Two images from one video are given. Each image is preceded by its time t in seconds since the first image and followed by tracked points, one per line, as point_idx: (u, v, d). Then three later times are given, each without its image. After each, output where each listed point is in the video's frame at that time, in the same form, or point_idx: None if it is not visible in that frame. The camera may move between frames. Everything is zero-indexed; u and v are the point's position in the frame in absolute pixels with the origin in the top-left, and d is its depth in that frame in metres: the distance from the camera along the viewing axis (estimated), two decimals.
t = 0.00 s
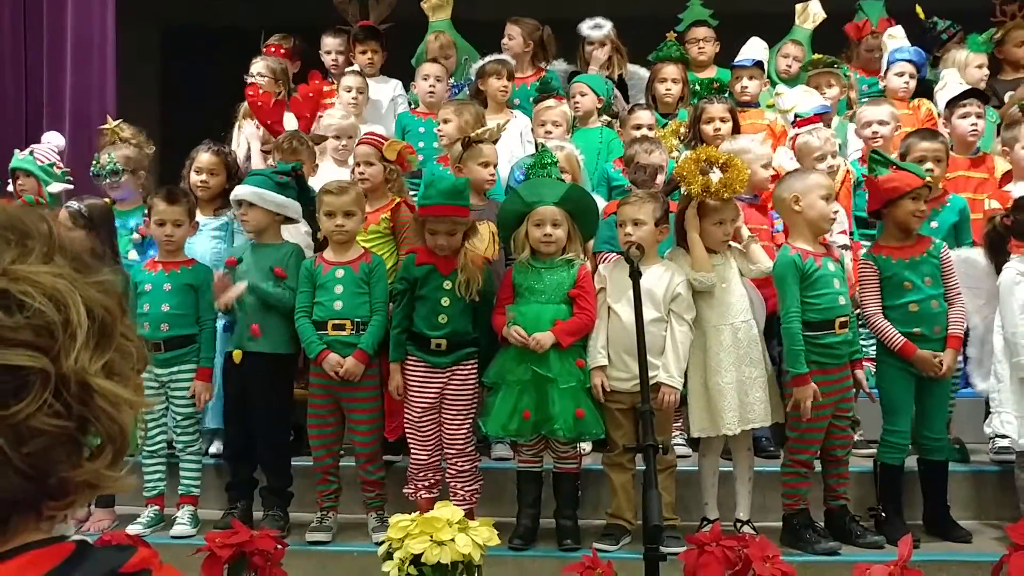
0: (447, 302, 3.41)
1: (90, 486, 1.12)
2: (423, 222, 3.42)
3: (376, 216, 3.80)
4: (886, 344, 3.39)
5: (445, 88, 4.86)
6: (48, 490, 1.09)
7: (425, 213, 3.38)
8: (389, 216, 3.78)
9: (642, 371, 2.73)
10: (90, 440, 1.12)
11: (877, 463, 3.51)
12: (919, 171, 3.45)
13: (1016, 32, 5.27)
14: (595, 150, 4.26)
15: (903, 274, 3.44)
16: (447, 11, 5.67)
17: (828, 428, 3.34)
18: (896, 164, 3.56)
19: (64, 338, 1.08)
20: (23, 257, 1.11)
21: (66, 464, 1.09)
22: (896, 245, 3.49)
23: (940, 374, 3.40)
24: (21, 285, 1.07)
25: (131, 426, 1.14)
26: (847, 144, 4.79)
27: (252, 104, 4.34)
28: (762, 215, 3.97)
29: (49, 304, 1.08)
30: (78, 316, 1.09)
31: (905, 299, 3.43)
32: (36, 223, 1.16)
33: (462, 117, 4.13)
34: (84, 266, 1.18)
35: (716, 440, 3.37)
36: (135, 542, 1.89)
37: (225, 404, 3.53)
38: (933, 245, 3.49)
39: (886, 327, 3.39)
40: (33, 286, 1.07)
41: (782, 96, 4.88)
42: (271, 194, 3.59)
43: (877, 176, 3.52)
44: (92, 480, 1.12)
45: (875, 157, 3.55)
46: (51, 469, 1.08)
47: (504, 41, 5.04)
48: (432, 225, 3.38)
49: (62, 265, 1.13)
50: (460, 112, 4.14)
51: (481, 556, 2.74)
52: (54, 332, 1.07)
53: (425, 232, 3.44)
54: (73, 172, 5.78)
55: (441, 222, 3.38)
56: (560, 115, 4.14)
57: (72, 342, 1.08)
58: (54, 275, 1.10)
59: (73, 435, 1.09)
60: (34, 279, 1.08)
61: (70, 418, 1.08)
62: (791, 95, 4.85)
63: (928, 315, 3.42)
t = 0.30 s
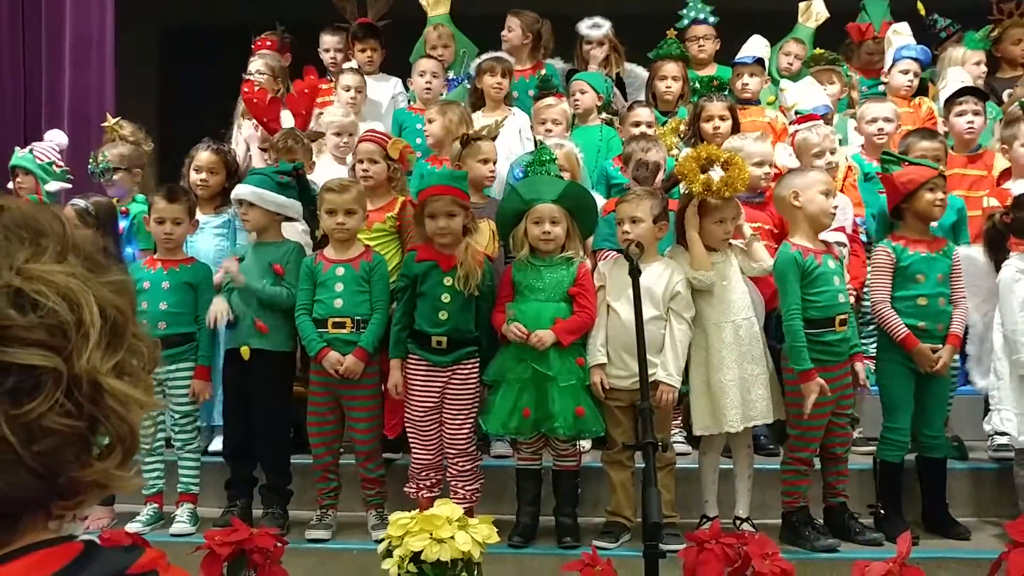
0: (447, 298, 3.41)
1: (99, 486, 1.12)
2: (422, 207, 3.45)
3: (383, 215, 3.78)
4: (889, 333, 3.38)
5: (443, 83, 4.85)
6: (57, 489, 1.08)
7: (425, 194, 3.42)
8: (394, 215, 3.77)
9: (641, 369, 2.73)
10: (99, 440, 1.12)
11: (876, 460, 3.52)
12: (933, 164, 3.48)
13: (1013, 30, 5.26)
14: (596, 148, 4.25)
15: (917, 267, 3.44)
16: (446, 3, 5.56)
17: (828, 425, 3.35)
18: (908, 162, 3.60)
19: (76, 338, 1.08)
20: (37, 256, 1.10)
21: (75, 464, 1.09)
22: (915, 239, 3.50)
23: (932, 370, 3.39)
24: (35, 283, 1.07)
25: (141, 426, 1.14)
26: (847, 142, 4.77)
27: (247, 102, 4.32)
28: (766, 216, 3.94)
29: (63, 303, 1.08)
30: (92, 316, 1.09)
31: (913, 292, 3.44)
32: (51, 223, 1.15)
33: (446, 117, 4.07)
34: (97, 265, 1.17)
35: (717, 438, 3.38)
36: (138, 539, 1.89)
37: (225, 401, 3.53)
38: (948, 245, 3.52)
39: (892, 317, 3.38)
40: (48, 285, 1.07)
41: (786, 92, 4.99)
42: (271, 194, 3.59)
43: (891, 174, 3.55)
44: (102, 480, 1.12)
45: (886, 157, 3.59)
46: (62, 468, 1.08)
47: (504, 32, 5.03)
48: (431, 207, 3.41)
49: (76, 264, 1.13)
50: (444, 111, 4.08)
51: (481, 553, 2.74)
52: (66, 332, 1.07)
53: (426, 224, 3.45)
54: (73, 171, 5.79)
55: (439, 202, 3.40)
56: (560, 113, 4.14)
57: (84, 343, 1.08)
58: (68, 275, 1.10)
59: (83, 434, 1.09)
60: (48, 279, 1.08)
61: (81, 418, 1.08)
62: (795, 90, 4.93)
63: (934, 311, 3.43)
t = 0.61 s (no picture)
0: (451, 298, 3.40)
1: (106, 488, 1.11)
2: (422, 208, 3.45)
3: (391, 215, 3.76)
4: (902, 325, 3.38)
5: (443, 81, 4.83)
6: (64, 490, 1.09)
7: (426, 194, 3.44)
8: (403, 215, 3.76)
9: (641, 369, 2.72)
10: (106, 441, 1.12)
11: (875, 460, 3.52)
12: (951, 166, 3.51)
13: (1011, 30, 5.26)
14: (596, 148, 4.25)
15: (937, 265, 3.44)
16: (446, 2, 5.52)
17: (830, 426, 3.36)
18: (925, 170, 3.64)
19: (85, 340, 1.07)
20: (46, 258, 1.10)
21: (81, 466, 1.09)
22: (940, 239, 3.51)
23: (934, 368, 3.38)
24: (44, 285, 1.07)
25: (148, 428, 1.14)
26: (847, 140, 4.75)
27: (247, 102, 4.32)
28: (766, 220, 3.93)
29: (72, 306, 1.08)
30: (100, 318, 1.08)
31: (928, 289, 3.45)
32: (60, 225, 1.15)
33: (420, 117, 4.07)
34: (106, 267, 1.17)
35: (717, 437, 3.38)
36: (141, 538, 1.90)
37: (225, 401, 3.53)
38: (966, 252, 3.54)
39: (907, 307, 3.38)
40: (57, 286, 1.08)
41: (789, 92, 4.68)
42: (273, 193, 3.60)
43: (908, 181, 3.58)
44: (108, 481, 1.11)
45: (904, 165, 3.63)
46: (68, 469, 1.08)
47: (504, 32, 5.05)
48: (435, 205, 3.41)
49: (85, 265, 1.13)
50: (419, 111, 4.08)
51: (480, 553, 2.74)
52: (74, 333, 1.07)
53: (427, 224, 3.46)
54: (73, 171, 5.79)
55: (440, 201, 3.41)
56: (559, 113, 4.14)
57: (93, 346, 1.08)
58: (77, 276, 1.10)
59: (91, 436, 1.09)
60: (57, 280, 1.08)
61: (88, 420, 1.08)
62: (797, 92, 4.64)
63: (945, 309, 3.43)
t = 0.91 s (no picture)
0: (449, 295, 3.40)
1: (108, 486, 1.11)
2: (427, 201, 3.45)
3: (398, 214, 3.76)
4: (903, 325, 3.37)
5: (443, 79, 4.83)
6: (65, 489, 1.08)
7: (431, 188, 3.44)
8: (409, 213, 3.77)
9: (642, 369, 2.71)
10: (106, 440, 1.12)
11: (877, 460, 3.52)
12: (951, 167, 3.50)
13: (1013, 29, 5.27)
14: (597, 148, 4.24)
15: (942, 265, 3.44)
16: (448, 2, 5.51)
17: (831, 424, 3.35)
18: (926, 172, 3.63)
19: (86, 338, 1.07)
20: (46, 255, 1.11)
21: (81, 465, 1.09)
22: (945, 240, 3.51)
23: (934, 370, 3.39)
24: (45, 283, 1.07)
25: (147, 425, 1.13)
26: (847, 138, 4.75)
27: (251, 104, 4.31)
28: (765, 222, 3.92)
29: (72, 303, 1.08)
30: (100, 315, 1.09)
31: (931, 289, 3.45)
32: (59, 224, 1.15)
33: (410, 117, 4.06)
34: (106, 265, 1.17)
35: (719, 436, 3.38)
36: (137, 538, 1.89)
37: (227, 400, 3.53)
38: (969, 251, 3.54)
39: (910, 307, 3.37)
40: (57, 284, 1.08)
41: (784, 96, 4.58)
42: (277, 191, 3.61)
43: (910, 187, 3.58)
44: (110, 479, 1.11)
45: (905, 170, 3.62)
46: (69, 468, 1.08)
47: (503, 32, 5.07)
48: (438, 200, 3.41)
49: (85, 263, 1.13)
50: (407, 111, 4.06)
51: (482, 553, 2.74)
52: (75, 330, 1.07)
53: (430, 219, 3.45)
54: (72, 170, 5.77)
55: (446, 195, 3.41)
56: (560, 113, 4.13)
57: (93, 343, 1.08)
58: (77, 274, 1.10)
59: (91, 434, 1.09)
60: (57, 277, 1.08)
61: (89, 417, 1.08)
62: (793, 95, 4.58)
63: (945, 309, 3.44)
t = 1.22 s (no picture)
0: (448, 298, 3.40)
1: (102, 484, 1.12)
2: (428, 203, 3.45)
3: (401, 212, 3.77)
4: (898, 334, 3.37)
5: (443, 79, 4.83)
6: (62, 488, 1.09)
7: (433, 189, 3.44)
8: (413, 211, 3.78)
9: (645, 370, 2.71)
10: (101, 438, 1.13)
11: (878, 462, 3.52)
12: (932, 163, 3.50)
13: (1016, 31, 5.27)
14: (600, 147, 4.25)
15: (926, 268, 3.45)
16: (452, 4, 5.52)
17: (831, 425, 3.35)
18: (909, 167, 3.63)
19: (79, 336, 1.08)
20: (37, 256, 1.11)
21: (77, 463, 1.10)
22: (924, 240, 3.51)
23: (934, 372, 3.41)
24: (37, 283, 1.07)
25: (142, 423, 1.14)
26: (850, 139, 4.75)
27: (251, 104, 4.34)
28: (767, 224, 3.91)
29: (65, 302, 1.08)
30: (93, 314, 1.09)
31: (921, 293, 3.46)
32: (49, 225, 1.15)
33: (412, 119, 4.07)
34: (97, 265, 1.18)
35: (722, 437, 3.38)
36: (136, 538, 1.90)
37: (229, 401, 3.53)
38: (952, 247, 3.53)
39: (901, 315, 3.37)
40: (50, 283, 1.08)
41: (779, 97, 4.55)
42: (280, 192, 3.62)
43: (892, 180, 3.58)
44: (105, 478, 1.12)
45: (888, 163, 3.63)
46: (65, 467, 1.08)
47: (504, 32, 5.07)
48: (440, 200, 3.41)
49: (76, 263, 1.13)
50: (409, 112, 4.08)
51: (484, 554, 2.74)
52: (69, 330, 1.07)
53: (431, 220, 3.45)
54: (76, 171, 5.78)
55: (448, 196, 3.41)
56: (560, 113, 4.12)
57: (85, 342, 1.08)
58: (69, 274, 1.10)
59: (86, 433, 1.09)
60: (49, 277, 1.08)
61: (84, 416, 1.08)
62: (789, 95, 4.55)
63: (939, 311, 3.45)
